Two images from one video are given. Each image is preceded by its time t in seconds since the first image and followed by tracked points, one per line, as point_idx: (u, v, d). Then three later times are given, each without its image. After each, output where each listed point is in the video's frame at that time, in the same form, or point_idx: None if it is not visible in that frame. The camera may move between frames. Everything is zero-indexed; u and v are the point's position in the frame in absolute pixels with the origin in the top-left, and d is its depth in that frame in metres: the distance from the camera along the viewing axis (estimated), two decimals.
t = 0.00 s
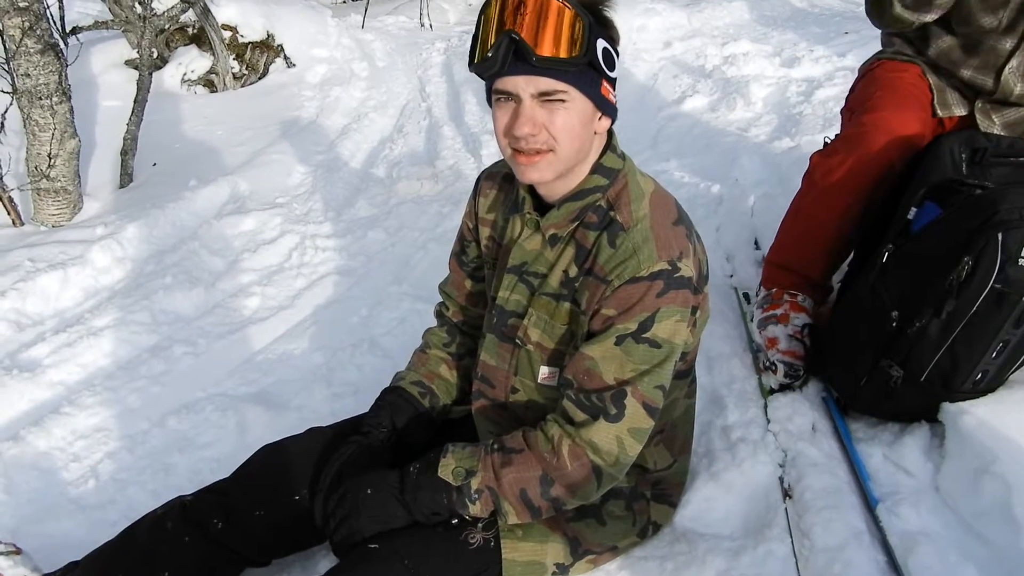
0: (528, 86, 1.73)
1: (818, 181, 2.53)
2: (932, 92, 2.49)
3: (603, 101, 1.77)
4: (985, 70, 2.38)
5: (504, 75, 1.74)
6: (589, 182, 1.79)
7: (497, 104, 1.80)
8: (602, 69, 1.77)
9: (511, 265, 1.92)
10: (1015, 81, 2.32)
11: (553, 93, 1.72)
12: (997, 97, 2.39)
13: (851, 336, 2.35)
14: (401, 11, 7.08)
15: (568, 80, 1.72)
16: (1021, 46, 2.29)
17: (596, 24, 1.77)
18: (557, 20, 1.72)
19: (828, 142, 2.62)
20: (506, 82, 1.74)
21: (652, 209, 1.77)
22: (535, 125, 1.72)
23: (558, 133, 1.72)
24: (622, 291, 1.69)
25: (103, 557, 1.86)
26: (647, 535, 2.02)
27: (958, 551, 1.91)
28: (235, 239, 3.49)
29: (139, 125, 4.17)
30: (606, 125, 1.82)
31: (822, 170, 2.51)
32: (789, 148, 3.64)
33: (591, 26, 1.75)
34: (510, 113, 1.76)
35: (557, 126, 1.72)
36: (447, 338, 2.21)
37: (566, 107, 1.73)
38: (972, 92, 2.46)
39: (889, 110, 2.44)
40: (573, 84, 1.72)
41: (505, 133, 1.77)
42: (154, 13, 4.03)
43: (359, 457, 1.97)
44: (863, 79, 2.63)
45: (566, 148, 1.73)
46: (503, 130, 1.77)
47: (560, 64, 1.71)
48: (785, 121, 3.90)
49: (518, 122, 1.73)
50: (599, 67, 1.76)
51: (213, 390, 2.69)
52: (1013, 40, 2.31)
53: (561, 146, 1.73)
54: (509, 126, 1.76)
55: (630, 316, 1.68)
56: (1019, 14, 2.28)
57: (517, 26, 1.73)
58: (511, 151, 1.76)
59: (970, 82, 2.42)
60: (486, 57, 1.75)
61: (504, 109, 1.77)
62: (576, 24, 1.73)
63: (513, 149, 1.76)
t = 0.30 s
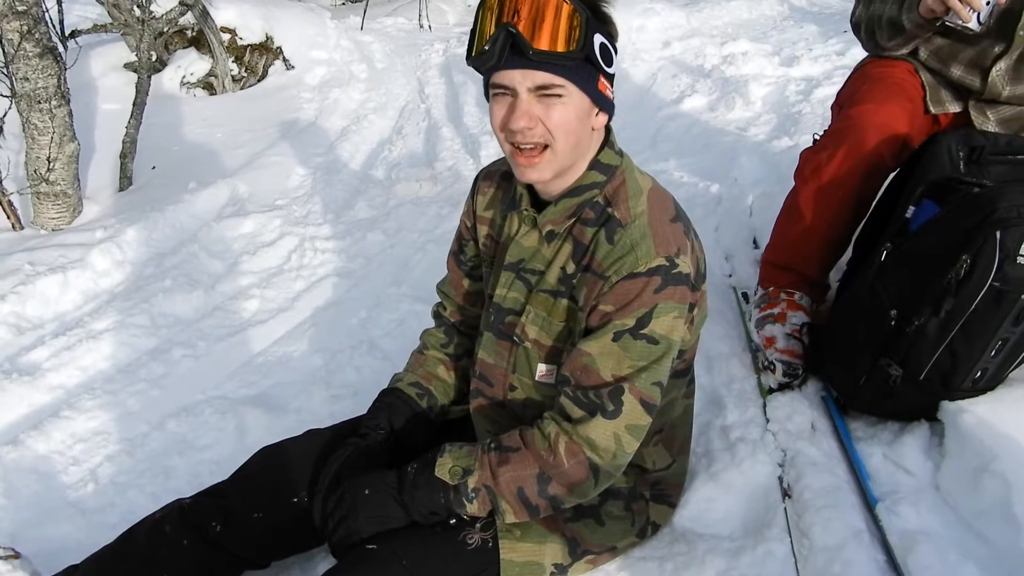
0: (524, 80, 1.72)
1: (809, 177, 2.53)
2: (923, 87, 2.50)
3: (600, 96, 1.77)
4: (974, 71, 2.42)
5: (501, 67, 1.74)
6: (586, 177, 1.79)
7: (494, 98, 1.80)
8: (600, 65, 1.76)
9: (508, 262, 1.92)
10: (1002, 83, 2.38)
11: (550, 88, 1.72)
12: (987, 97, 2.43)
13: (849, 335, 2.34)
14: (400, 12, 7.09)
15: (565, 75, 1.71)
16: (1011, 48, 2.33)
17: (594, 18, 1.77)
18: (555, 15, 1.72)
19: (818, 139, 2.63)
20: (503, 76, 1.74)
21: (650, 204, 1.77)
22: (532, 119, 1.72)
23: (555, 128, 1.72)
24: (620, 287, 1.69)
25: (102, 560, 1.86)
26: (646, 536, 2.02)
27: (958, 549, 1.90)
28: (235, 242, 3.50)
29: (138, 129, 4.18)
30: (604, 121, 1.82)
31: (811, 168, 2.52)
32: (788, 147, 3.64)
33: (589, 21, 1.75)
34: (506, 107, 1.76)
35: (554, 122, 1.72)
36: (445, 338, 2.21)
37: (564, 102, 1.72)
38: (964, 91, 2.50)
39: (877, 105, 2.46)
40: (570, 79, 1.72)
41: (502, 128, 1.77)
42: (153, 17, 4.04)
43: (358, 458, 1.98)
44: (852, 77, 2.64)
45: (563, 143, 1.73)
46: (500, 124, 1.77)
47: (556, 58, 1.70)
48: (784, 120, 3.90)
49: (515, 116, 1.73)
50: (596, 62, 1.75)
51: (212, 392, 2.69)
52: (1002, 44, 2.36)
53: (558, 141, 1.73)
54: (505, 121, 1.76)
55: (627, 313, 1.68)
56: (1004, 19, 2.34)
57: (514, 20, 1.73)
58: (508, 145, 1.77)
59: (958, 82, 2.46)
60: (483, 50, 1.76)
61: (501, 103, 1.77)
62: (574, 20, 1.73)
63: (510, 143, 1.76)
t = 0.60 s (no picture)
0: (517, 100, 1.72)
1: (807, 177, 2.54)
2: (916, 86, 2.51)
3: (595, 111, 1.76)
4: (963, 67, 2.44)
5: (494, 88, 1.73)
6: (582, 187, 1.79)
7: (488, 116, 1.80)
8: (594, 80, 1.76)
9: (505, 269, 1.92)
10: (993, 79, 2.40)
11: (544, 109, 1.71)
12: (977, 94, 2.44)
13: (845, 334, 2.35)
14: (399, 11, 7.11)
15: (559, 95, 1.71)
16: (999, 44, 2.36)
17: (586, 35, 1.76)
18: (549, 36, 1.71)
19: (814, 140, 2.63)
20: (496, 97, 1.73)
21: (648, 214, 1.76)
22: (526, 139, 1.72)
23: (550, 148, 1.72)
24: (618, 298, 1.69)
25: (100, 560, 1.87)
26: (643, 536, 2.03)
27: (954, 548, 1.91)
28: (233, 242, 3.50)
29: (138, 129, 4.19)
30: (599, 133, 1.82)
31: (809, 168, 2.53)
32: (787, 146, 3.64)
33: (582, 39, 1.74)
34: (500, 126, 1.76)
35: (548, 141, 1.72)
36: (442, 339, 2.21)
37: (558, 122, 1.72)
38: (955, 88, 2.49)
39: (871, 104, 2.46)
40: (564, 99, 1.72)
41: (496, 145, 1.77)
42: (152, 16, 4.05)
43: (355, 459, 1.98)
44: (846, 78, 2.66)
45: (559, 162, 1.74)
46: (494, 143, 1.77)
47: (550, 79, 1.70)
48: (782, 119, 3.90)
49: (509, 136, 1.73)
50: (590, 80, 1.75)
51: (211, 393, 2.70)
52: (991, 39, 2.38)
53: (554, 160, 1.74)
54: (499, 138, 1.76)
55: (625, 323, 1.68)
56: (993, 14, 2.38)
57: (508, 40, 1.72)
58: (503, 164, 1.77)
59: (948, 78, 2.47)
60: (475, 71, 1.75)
61: (495, 121, 1.77)
62: (568, 40, 1.73)
63: (505, 162, 1.77)
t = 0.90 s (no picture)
0: (532, 152, 1.69)
1: (805, 183, 2.55)
2: (914, 91, 2.51)
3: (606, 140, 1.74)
4: (955, 66, 2.45)
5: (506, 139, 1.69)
6: (586, 204, 1.78)
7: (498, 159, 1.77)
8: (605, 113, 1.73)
9: (504, 279, 1.92)
10: (984, 78, 2.40)
11: (558, 152, 1.69)
12: (969, 94, 2.44)
13: (840, 339, 2.36)
14: (395, 17, 7.13)
15: (574, 142, 1.69)
16: (990, 43, 2.37)
17: (593, 71, 1.71)
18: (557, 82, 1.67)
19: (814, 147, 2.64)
20: (508, 147, 1.69)
21: (648, 228, 1.76)
22: (543, 185, 1.72)
23: (566, 188, 1.74)
24: (619, 313, 1.69)
25: (97, 567, 1.87)
26: (639, 541, 2.03)
27: (948, 549, 1.91)
28: (229, 248, 3.51)
29: (134, 135, 4.19)
30: (605, 152, 1.81)
31: (807, 174, 2.54)
32: (782, 150, 3.65)
33: (591, 79, 1.69)
34: (515, 173, 1.75)
35: (566, 181, 1.72)
36: (439, 345, 2.21)
37: (572, 163, 1.71)
38: (949, 89, 2.50)
39: (872, 111, 2.47)
40: (578, 143, 1.70)
41: (511, 187, 1.76)
42: (148, 23, 4.05)
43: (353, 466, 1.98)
44: (846, 84, 2.68)
45: (574, 196, 1.76)
46: (510, 187, 1.76)
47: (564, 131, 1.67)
48: (777, 124, 3.92)
49: (526, 185, 1.73)
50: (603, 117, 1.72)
51: (207, 399, 2.70)
52: (982, 38, 2.40)
53: (569, 196, 1.75)
54: (514, 181, 1.75)
55: (626, 338, 1.68)
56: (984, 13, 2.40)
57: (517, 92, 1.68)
58: (520, 205, 1.78)
59: (939, 77, 2.48)
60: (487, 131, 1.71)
61: (508, 165, 1.74)
62: (576, 80, 1.69)
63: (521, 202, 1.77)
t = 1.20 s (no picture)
0: (572, 188, 1.64)
1: (799, 187, 2.57)
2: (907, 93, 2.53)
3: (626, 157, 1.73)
4: (947, 64, 2.47)
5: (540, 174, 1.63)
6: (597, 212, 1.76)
7: (526, 195, 1.68)
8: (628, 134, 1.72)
9: (508, 288, 1.92)
10: (975, 75, 2.41)
11: (592, 180, 1.64)
12: (960, 92, 2.46)
13: (833, 340, 2.37)
14: (388, 23, 7.15)
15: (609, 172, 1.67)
16: (981, 41, 2.38)
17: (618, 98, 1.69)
18: (590, 116, 1.64)
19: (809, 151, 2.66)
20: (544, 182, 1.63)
21: (657, 235, 1.76)
22: (579, 217, 1.68)
23: (597, 213, 1.71)
24: (636, 323, 1.69)
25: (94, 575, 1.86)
26: (637, 544, 2.02)
27: (942, 549, 1.92)
28: (224, 255, 3.51)
29: (127, 143, 4.19)
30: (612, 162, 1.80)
31: (803, 177, 2.56)
32: (775, 153, 3.67)
33: (620, 107, 1.67)
34: (548, 208, 1.68)
35: (597, 207, 1.69)
36: (434, 351, 2.21)
37: (603, 190, 1.69)
38: (941, 89, 2.52)
39: (867, 116, 2.49)
40: (612, 171, 1.67)
41: (543, 220, 1.70)
42: (140, 31, 4.06)
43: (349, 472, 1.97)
44: (837, 90, 2.70)
45: (599, 217, 1.74)
46: (542, 221, 1.70)
47: (605, 166, 1.64)
48: (769, 126, 3.93)
49: (564, 220, 1.67)
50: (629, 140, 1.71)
51: (202, 406, 2.70)
52: (973, 36, 2.40)
53: (595, 218, 1.73)
54: (547, 215, 1.69)
55: (649, 348, 1.69)
56: (974, 13, 2.39)
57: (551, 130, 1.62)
58: (549, 235, 1.72)
59: (931, 76, 2.51)
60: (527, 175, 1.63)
61: (539, 199, 1.67)
62: (605, 111, 1.66)
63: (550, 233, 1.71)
